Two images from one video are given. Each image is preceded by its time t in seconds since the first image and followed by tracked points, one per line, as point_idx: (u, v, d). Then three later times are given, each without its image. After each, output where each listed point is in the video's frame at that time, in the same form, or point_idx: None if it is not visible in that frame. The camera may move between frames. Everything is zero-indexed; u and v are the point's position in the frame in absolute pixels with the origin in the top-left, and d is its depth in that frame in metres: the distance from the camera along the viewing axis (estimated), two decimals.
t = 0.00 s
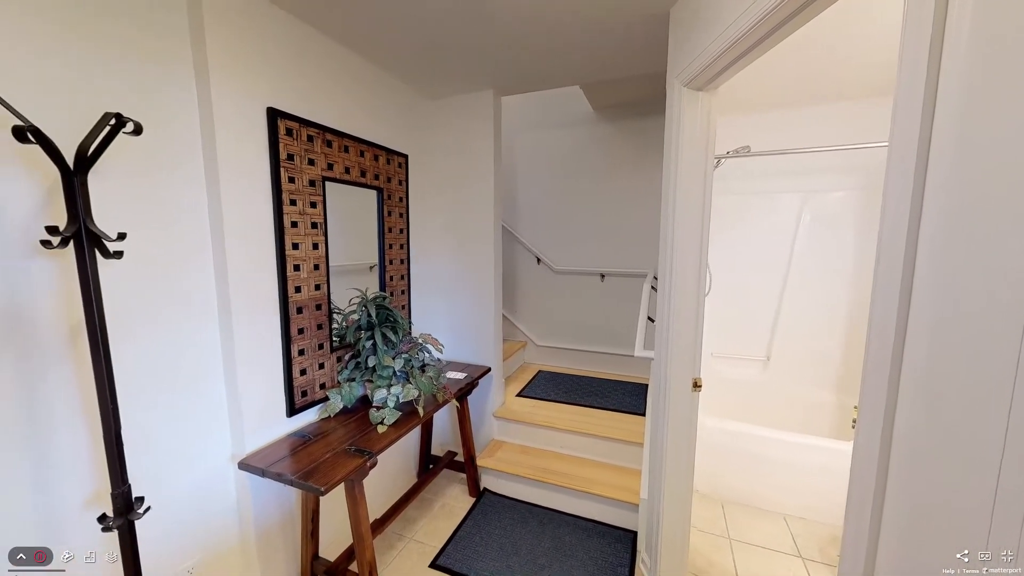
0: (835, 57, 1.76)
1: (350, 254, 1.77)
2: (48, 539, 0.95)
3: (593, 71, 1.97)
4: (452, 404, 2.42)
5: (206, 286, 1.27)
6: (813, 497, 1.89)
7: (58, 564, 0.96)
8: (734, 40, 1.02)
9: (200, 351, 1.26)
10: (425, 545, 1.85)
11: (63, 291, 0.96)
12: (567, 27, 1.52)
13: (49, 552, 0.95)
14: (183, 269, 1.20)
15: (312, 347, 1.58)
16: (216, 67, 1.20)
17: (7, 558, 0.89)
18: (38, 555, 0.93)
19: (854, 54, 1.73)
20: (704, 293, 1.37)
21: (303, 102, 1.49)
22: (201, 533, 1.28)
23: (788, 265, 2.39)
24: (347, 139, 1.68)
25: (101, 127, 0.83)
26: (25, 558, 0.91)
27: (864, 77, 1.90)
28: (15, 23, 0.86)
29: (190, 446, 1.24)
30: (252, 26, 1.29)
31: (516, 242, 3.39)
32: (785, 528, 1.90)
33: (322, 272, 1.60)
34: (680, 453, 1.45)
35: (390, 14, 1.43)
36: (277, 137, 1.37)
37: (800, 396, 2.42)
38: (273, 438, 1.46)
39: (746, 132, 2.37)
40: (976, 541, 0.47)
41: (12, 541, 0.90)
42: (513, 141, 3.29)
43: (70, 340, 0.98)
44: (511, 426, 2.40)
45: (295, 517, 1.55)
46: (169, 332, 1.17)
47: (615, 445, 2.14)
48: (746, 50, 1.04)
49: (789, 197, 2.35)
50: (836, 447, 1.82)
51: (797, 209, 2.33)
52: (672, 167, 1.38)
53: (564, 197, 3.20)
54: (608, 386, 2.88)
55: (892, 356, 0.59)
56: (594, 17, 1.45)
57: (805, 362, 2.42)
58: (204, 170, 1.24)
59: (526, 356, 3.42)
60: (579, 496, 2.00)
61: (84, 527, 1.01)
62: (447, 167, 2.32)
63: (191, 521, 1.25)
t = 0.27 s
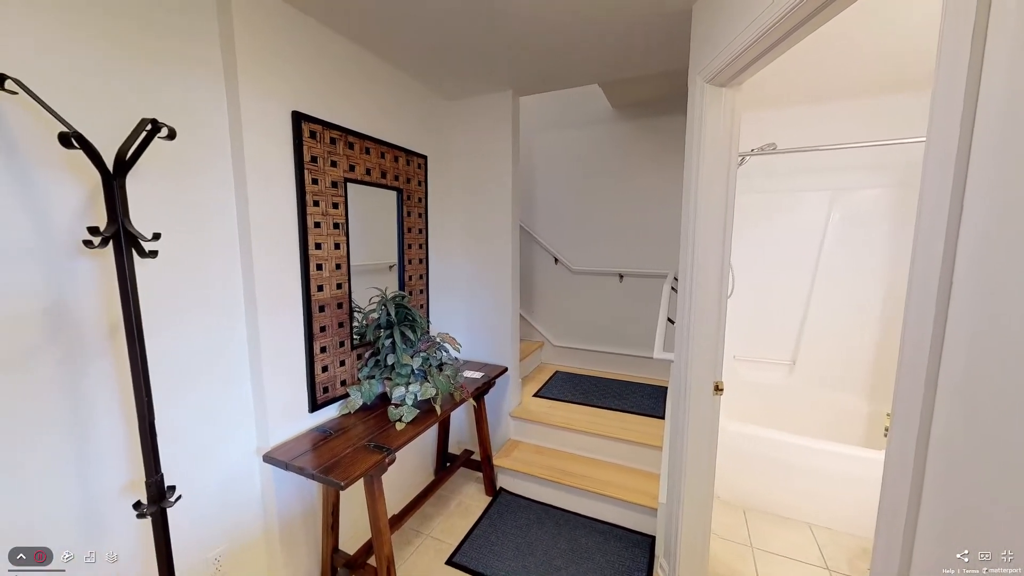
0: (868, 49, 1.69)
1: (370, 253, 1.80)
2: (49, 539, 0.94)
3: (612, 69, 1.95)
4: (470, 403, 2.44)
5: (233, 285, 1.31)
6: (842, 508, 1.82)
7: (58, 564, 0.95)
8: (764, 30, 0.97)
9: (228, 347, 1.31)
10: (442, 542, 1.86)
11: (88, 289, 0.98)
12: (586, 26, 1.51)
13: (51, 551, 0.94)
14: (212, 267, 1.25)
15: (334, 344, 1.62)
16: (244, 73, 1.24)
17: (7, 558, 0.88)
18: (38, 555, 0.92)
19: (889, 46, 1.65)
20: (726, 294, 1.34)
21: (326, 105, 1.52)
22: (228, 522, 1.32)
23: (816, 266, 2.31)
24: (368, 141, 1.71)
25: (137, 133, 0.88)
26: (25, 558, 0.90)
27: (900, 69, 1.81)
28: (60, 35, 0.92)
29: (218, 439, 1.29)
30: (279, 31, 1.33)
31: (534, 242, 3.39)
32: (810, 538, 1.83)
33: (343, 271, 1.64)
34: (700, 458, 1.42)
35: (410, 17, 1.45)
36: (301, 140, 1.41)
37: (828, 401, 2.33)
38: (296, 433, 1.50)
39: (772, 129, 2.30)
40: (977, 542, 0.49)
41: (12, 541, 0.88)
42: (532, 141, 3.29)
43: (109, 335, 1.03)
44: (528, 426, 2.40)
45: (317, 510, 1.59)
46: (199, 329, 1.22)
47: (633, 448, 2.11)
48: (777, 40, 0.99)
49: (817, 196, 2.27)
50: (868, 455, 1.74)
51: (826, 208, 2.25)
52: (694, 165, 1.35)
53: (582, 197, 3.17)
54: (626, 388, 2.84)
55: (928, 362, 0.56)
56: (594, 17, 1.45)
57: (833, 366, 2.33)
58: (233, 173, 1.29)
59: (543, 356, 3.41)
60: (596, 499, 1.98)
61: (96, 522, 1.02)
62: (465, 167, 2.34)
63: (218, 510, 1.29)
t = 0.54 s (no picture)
0: (904, 40, 1.61)
1: (390, 253, 1.83)
2: (50, 538, 0.93)
3: (633, 67, 1.92)
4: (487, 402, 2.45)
5: (259, 284, 1.36)
6: (874, 520, 1.73)
7: (58, 564, 0.93)
8: (789, 25, 0.94)
9: (254, 345, 1.35)
10: (458, 540, 1.88)
11: (105, 288, 1.00)
12: (605, 23, 1.49)
13: (50, 551, 0.93)
14: (240, 266, 1.30)
15: (354, 342, 1.65)
16: (270, 79, 1.28)
17: (7, 558, 0.87)
18: (38, 555, 0.91)
19: (927, 37, 1.58)
20: (750, 295, 1.30)
21: (348, 108, 1.56)
22: (253, 513, 1.37)
23: (846, 267, 2.22)
24: (389, 143, 1.74)
25: (171, 137, 0.91)
26: (25, 558, 0.89)
27: (939, 60, 1.72)
28: (101, 45, 0.96)
29: (245, 432, 1.34)
30: (303, 38, 1.37)
31: (552, 242, 3.38)
32: (838, 549, 1.76)
33: (364, 270, 1.67)
34: (721, 464, 1.38)
35: (429, 19, 1.46)
36: (323, 142, 1.44)
37: (858, 408, 2.24)
38: (317, 428, 1.53)
39: (800, 125, 2.22)
40: (978, 543, 0.52)
41: (11, 541, 0.88)
42: (550, 141, 3.29)
43: (143, 331, 1.07)
44: (544, 427, 2.39)
45: (337, 504, 1.62)
46: (228, 325, 1.27)
47: (652, 451, 2.07)
48: (803, 35, 0.96)
49: (848, 194, 2.18)
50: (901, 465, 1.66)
51: (857, 207, 2.17)
52: (717, 163, 1.32)
53: (601, 197, 3.14)
54: (645, 390, 2.80)
55: (967, 371, 0.53)
56: (594, 17, 1.45)
57: (864, 371, 2.23)
58: (259, 175, 1.33)
59: (560, 357, 3.39)
60: (613, 502, 1.96)
61: (100, 522, 1.01)
62: (483, 168, 2.35)
63: (243, 501, 1.34)
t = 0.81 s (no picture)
0: (944, 31, 1.53)
1: (409, 253, 1.86)
2: (50, 539, 0.92)
3: (654, 65, 1.89)
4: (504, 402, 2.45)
5: (284, 283, 1.40)
6: (907, 534, 1.65)
7: (57, 564, 0.93)
8: (814, 21, 0.91)
9: (278, 341, 1.40)
10: (475, 538, 1.89)
11: (115, 288, 1.00)
12: (625, 21, 1.47)
13: (51, 551, 0.92)
14: (266, 265, 1.34)
15: (374, 340, 1.68)
16: (295, 84, 1.31)
17: (7, 558, 0.87)
18: (39, 555, 0.90)
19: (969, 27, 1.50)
20: (775, 297, 1.26)
21: (369, 111, 1.59)
22: (275, 505, 1.41)
23: (879, 268, 2.13)
24: (408, 144, 1.76)
25: (203, 141, 0.95)
26: (26, 559, 0.89)
27: (981, 51, 1.64)
28: (138, 52, 1.01)
29: (270, 427, 1.38)
30: (327, 43, 1.40)
31: (570, 242, 3.36)
32: (868, 562, 1.69)
33: (383, 270, 1.69)
34: (743, 469, 1.34)
35: (448, 22, 1.48)
36: (346, 144, 1.47)
37: (891, 415, 2.14)
38: (338, 424, 1.57)
39: (830, 120, 2.14)
40: (1011, 557, 0.50)
41: (10, 541, 0.87)
42: (569, 140, 3.27)
43: (175, 326, 1.12)
44: (561, 428, 2.38)
45: (357, 498, 1.66)
46: (255, 323, 1.32)
47: (671, 455, 2.04)
48: (830, 30, 0.93)
49: (881, 192, 2.09)
50: (942, 478, 1.57)
51: (892, 205, 2.07)
52: (740, 161, 1.28)
53: (620, 196, 3.11)
54: (664, 393, 2.75)
55: (1014, 381, 0.50)
56: (596, 17, 1.44)
57: (898, 378, 2.13)
58: (284, 177, 1.37)
59: (577, 358, 3.37)
60: (630, 505, 1.93)
61: (103, 523, 1.00)
62: (501, 168, 2.35)
63: (266, 493, 1.37)
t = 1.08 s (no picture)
0: (987, 21, 1.45)
1: (428, 253, 1.88)
2: (50, 538, 0.91)
3: (675, 63, 1.85)
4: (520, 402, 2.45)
5: (307, 281, 1.43)
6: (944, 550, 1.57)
7: (57, 565, 0.92)
8: (841, 16, 0.88)
9: (301, 338, 1.43)
10: (491, 537, 1.89)
11: (118, 286, 0.99)
12: (646, 19, 1.45)
13: (51, 551, 0.91)
14: (290, 264, 1.38)
15: (393, 339, 1.70)
16: (318, 88, 1.35)
17: (7, 558, 0.86)
18: (39, 555, 0.89)
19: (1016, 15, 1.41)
20: (802, 298, 1.22)
21: (390, 114, 1.61)
22: (297, 498, 1.44)
23: (914, 270, 2.03)
24: (428, 145, 1.78)
25: (231, 145, 0.98)
26: (26, 559, 0.87)
27: None
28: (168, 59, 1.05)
29: (293, 421, 1.42)
30: (350, 48, 1.44)
31: (588, 242, 3.34)
32: None
33: (402, 269, 1.72)
34: (766, 476, 1.31)
35: (467, 25, 1.49)
36: (367, 146, 1.50)
37: (927, 424, 2.04)
38: (357, 420, 1.60)
39: (862, 115, 2.06)
40: None
41: (11, 541, 0.86)
42: (587, 139, 3.25)
43: (205, 322, 1.17)
44: (578, 430, 2.36)
45: (375, 494, 1.68)
46: (280, 320, 1.36)
47: (691, 460, 2.00)
48: (860, 24, 0.89)
49: (917, 189, 1.99)
50: (984, 492, 1.48)
51: (929, 203, 1.97)
52: (766, 159, 1.25)
53: (640, 196, 3.06)
54: (684, 396, 2.70)
55: None
56: (608, 15, 1.42)
57: (933, 384, 2.04)
58: (308, 179, 1.40)
59: (595, 359, 3.34)
60: (648, 510, 1.90)
61: (105, 523, 0.99)
62: (519, 168, 2.35)
63: (288, 487, 1.41)
